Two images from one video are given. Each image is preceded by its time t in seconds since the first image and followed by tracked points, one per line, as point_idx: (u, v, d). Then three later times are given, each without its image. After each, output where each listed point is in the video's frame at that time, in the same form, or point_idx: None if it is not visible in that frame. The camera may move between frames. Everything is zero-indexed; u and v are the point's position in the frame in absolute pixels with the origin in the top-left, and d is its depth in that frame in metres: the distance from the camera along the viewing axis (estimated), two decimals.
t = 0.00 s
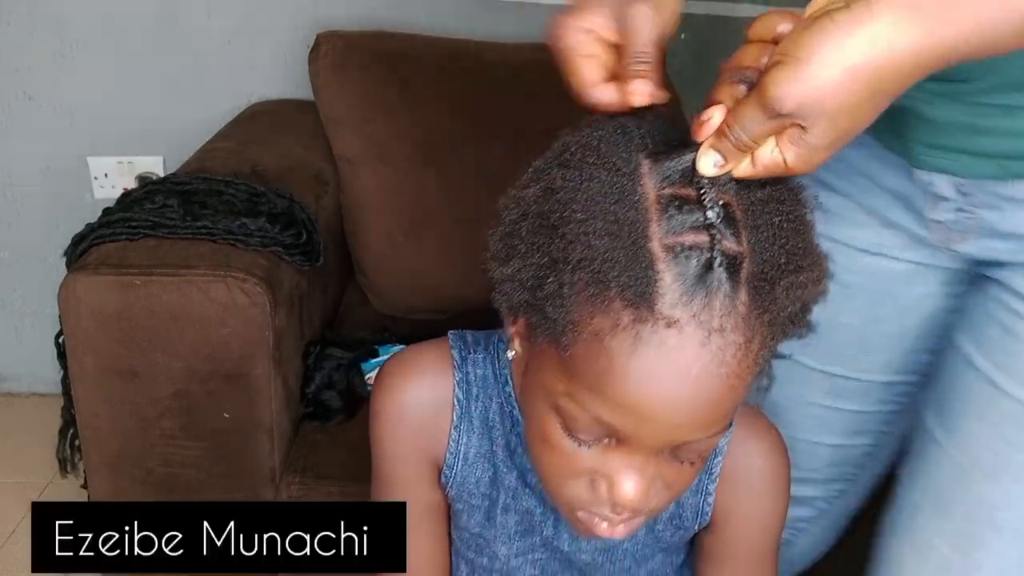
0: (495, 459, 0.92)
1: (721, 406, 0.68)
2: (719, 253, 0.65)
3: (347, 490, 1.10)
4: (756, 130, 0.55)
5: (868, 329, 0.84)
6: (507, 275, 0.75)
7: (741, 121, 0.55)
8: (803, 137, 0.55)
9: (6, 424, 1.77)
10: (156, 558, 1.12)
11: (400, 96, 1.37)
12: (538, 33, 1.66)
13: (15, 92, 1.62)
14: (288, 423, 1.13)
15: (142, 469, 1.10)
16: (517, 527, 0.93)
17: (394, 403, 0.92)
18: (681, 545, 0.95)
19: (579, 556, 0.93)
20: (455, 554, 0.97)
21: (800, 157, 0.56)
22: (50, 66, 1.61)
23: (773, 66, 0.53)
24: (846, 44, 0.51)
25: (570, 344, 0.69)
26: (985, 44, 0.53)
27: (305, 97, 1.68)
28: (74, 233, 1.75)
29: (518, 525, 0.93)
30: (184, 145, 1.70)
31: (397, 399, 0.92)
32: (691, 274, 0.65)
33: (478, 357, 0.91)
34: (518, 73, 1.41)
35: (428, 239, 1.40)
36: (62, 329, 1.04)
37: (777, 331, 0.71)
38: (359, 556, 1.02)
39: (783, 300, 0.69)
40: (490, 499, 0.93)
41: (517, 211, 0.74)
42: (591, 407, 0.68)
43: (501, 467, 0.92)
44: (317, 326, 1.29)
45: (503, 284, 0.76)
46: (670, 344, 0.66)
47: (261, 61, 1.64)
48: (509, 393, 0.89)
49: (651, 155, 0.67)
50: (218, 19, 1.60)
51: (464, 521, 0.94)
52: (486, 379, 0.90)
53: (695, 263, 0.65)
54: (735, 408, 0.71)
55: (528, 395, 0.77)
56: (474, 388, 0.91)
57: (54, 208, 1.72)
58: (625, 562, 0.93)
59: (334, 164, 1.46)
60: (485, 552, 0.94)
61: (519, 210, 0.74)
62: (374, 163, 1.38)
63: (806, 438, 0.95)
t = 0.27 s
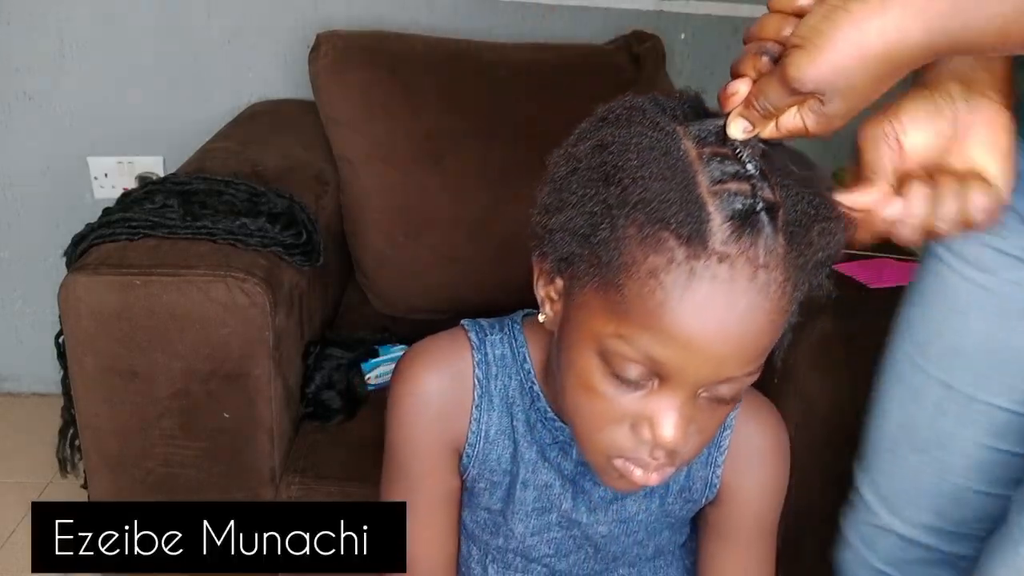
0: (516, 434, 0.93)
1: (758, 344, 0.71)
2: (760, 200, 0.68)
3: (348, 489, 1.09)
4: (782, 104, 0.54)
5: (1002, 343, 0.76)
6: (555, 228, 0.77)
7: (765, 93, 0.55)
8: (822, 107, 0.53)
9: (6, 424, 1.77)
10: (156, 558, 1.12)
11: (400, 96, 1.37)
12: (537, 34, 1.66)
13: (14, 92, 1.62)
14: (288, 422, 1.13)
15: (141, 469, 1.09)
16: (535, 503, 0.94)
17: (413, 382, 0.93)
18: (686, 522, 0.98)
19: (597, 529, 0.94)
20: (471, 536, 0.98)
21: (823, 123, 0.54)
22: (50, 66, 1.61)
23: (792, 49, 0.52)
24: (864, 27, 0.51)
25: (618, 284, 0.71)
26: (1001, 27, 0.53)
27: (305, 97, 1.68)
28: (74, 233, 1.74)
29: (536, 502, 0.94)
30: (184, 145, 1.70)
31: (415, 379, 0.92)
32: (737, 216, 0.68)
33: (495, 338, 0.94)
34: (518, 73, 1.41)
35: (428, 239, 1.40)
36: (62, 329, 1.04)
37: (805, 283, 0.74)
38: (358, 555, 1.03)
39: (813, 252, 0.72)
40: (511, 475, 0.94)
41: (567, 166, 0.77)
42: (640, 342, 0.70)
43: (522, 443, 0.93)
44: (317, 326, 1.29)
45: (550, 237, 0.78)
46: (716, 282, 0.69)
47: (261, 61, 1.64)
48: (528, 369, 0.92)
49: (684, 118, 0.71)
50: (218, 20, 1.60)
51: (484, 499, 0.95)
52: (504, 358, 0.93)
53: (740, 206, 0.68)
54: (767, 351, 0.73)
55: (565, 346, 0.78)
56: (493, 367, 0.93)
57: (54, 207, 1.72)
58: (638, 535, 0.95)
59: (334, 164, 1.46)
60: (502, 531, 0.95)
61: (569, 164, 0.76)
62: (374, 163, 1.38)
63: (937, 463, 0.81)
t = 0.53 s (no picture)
0: (521, 428, 0.93)
1: (763, 328, 0.71)
2: (760, 187, 0.68)
3: (348, 490, 1.09)
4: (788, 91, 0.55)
5: None
6: (560, 221, 0.77)
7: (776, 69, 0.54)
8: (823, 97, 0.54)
9: (6, 424, 1.77)
10: (156, 558, 1.12)
11: (400, 95, 1.37)
12: (537, 33, 1.66)
13: (15, 92, 1.62)
14: (288, 422, 1.13)
15: (142, 469, 1.09)
16: (540, 497, 0.93)
17: (419, 380, 0.93)
18: (690, 511, 0.99)
19: (603, 519, 0.94)
20: (477, 530, 0.98)
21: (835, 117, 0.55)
22: (51, 66, 1.61)
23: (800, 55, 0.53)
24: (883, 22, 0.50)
25: (625, 274, 0.72)
26: None
27: (305, 97, 1.68)
28: (74, 233, 1.74)
29: (542, 496, 0.93)
30: (185, 145, 1.70)
31: (421, 376, 0.93)
32: (739, 205, 0.68)
33: (499, 334, 0.94)
34: (518, 72, 1.41)
35: (428, 239, 1.40)
36: (62, 330, 1.04)
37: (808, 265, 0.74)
38: (360, 555, 1.03)
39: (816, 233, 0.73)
40: (517, 469, 0.94)
41: (571, 158, 0.76)
42: (649, 330, 0.71)
43: (527, 436, 0.93)
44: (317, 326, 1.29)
45: (555, 230, 0.78)
46: (721, 271, 0.69)
47: (261, 61, 1.64)
48: (533, 363, 0.92)
49: (683, 111, 0.71)
50: (218, 20, 1.60)
51: (490, 494, 0.95)
52: (508, 353, 0.93)
53: (742, 194, 0.68)
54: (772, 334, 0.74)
55: (572, 338, 0.79)
56: (498, 362, 0.93)
57: (54, 207, 1.72)
58: (644, 524, 0.96)
59: (334, 164, 1.46)
60: (508, 524, 0.95)
61: (571, 158, 0.76)
62: (374, 163, 1.38)
63: None
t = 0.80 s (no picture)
0: (507, 425, 0.93)
1: (756, 323, 0.72)
2: (769, 181, 0.70)
3: (348, 490, 1.09)
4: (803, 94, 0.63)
5: None
6: (567, 192, 0.77)
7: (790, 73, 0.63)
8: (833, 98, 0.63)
9: (6, 425, 1.77)
10: (156, 558, 1.12)
11: (400, 95, 1.37)
12: (537, 33, 1.66)
13: (15, 92, 1.62)
14: (288, 422, 1.13)
15: (142, 469, 1.09)
16: (527, 494, 0.94)
17: (403, 378, 0.93)
18: (682, 505, 1.01)
19: (590, 515, 0.95)
20: (465, 528, 0.98)
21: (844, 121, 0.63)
22: (51, 66, 1.61)
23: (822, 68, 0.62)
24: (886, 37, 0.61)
25: (627, 249, 0.72)
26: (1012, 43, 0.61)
27: (305, 97, 1.68)
28: (74, 233, 1.74)
29: (528, 493, 0.94)
30: (185, 145, 1.70)
31: (405, 375, 0.93)
32: (745, 191, 0.70)
33: (485, 331, 0.94)
34: (518, 72, 1.41)
35: (428, 239, 1.40)
36: (62, 330, 1.04)
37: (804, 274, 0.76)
38: (362, 556, 1.01)
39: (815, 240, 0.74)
40: (502, 465, 0.94)
41: (587, 129, 0.76)
42: (644, 307, 0.71)
43: (513, 432, 0.93)
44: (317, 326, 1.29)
45: (562, 202, 0.78)
46: (722, 253, 0.70)
47: (261, 61, 1.64)
48: (518, 361, 0.93)
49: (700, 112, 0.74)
50: (218, 19, 1.60)
51: (476, 491, 0.96)
52: (494, 350, 0.94)
53: (749, 182, 0.70)
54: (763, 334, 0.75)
55: (563, 315, 0.78)
56: (483, 360, 0.93)
57: (54, 207, 1.72)
58: (632, 518, 0.97)
59: (334, 164, 1.46)
60: (496, 521, 0.95)
61: (586, 131, 0.76)
62: (374, 163, 1.38)
63: None
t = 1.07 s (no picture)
0: (502, 417, 0.93)
1: (741, 306, 0.74)
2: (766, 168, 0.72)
3: (348, 490, 1.09)
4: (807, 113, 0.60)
5: None
6: (570, 165, 0.78)
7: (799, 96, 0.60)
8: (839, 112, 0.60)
9: (5, 425, 1.77)
10: (155, 558, 1.12)
11: (400, 95, 1.37)
12: (537, 33, 1.66)
13: (15, 92, 1.62)
14: (288, 422, 1.13)
15: (142, 469, 1.09)
16: (523, 485, 0.94)
17: (400, 373, 0.93)
18: (679, 497, 1.01)
19: (586, 506, 0.95)
20: (463, 522, 0.97)
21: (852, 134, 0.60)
22: (51, 66, 1.61)
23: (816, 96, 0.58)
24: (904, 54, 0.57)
25: (624, 221, 0.74)
26: None
27: (305, 97, 1.68)
28: (74, 233, 1.74)
29: (525, 484, 0.94)
30: (184, 145, 1.70)
31: (402, 369, 0.93)
32: (742, 174, 0.71)
33: (480, 325, 0.94)
34: (518, 72, 1.41)
35: (428, 239, 1.40)
36: (62, 330, 1.04)
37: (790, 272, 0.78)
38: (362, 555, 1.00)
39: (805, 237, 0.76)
40: (497, 458, 0.94)
41: (596, 106, 0.78)
42: (637, 276, 0.72)
43: (508, 425, 0.93)
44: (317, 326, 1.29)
45: (563, 175, 0.79)
46: (714, 230, 0.72)
47: (261, 60, 1.64)
48: (514, 353, 0.93)
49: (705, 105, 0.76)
50: (218, 19, 1.60)
51: (472, 484, 0.96)
52: (489, 344, 0.94)
53: (746, 167, 0.71)
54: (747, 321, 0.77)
55: (556, 287, 0.79)
56: (478, 353, 0.94)
57: (54, 207, 1.72)
58: (628, 510, 0.97)
59: (334, 164, 1.46)
60: (493, 514, 0.95)
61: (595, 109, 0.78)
62: (374, 163, 1.38)
63: None
